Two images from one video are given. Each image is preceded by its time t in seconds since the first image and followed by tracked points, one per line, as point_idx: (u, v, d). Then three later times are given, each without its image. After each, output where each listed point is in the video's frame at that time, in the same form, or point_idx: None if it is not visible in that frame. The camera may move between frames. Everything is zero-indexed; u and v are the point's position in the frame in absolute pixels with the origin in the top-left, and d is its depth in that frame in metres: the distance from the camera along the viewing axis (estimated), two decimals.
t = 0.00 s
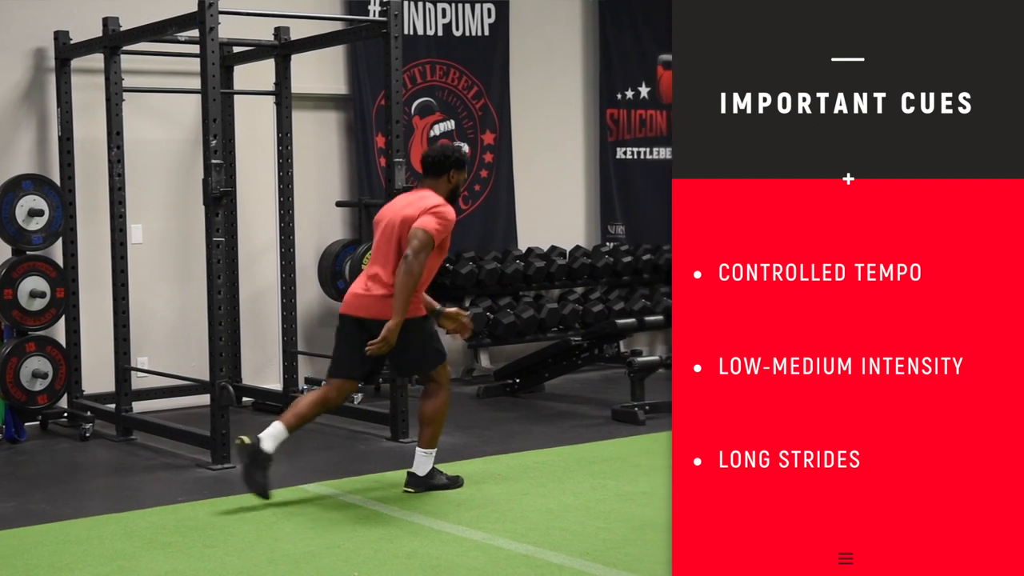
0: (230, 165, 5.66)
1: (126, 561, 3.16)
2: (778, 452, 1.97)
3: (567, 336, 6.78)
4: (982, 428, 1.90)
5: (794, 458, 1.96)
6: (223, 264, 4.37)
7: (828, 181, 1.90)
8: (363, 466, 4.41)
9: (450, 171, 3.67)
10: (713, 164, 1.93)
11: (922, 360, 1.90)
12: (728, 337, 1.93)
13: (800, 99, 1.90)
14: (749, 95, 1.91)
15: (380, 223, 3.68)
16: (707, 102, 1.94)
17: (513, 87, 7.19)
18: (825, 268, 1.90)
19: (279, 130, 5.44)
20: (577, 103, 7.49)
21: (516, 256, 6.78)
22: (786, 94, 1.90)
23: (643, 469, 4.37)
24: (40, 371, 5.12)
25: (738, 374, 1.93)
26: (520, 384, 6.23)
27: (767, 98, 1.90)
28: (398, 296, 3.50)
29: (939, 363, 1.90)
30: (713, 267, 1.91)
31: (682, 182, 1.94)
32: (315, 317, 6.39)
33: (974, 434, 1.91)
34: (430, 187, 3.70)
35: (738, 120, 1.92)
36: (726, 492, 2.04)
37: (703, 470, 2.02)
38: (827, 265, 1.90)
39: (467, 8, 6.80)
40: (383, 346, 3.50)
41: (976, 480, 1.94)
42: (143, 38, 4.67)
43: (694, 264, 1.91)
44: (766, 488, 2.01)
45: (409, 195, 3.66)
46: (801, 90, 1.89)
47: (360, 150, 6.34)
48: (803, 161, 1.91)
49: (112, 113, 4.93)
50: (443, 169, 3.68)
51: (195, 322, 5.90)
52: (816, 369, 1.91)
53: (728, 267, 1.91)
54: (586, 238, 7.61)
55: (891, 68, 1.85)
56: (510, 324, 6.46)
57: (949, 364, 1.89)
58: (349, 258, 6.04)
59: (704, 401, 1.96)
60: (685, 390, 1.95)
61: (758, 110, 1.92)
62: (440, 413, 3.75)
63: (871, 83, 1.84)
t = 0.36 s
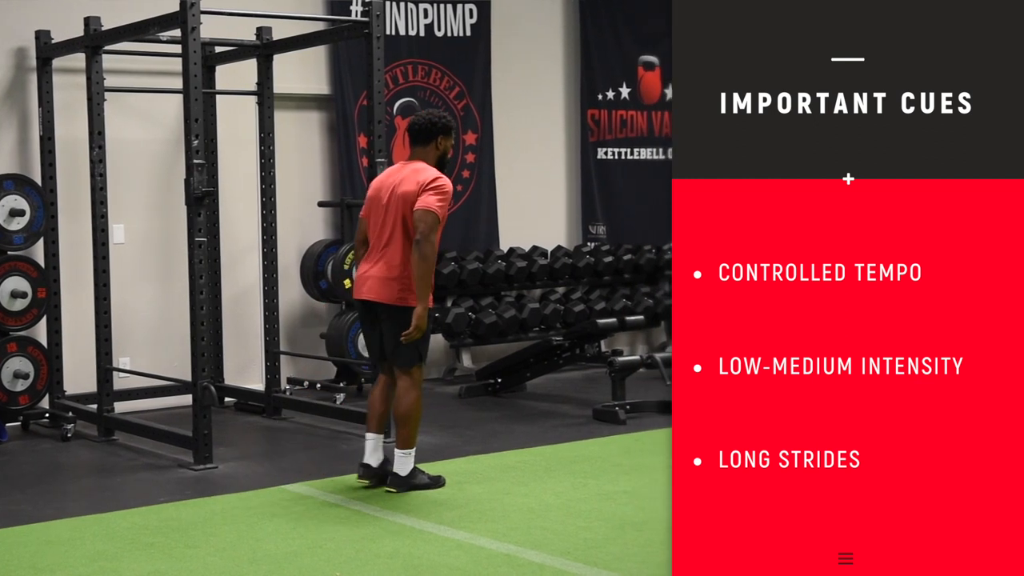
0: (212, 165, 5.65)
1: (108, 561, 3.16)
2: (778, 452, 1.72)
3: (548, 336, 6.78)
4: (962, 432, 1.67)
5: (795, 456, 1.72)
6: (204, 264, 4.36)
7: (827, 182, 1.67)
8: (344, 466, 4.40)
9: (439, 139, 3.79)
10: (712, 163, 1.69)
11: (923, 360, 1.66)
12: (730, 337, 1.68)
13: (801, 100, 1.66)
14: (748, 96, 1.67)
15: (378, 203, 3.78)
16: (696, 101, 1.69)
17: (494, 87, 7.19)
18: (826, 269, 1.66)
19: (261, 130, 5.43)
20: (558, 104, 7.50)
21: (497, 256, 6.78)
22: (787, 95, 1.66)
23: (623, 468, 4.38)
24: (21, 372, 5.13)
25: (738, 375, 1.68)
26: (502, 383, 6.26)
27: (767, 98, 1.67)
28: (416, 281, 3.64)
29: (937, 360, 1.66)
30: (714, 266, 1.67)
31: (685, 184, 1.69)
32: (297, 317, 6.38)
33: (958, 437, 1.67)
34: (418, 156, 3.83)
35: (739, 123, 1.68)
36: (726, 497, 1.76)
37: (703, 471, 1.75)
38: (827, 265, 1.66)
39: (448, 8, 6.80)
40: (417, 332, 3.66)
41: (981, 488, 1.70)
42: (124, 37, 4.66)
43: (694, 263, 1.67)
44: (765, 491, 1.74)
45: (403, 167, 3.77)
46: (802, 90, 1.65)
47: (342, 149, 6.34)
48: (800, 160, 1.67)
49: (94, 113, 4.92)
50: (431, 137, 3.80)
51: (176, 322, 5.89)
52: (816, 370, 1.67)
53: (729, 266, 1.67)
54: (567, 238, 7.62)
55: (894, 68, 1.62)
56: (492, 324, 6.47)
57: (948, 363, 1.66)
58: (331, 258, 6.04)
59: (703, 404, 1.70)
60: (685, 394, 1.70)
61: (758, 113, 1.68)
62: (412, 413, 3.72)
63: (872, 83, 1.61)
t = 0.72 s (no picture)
0: (194, 165, 5.64)
1: (90, 562, 3.16)
2: (778, 451, 1.42)
3: (530, 336, 6.78)
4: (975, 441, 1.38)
5: (795, 456, 1.43)
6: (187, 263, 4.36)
7: (825, 182, 1.38)
8: (326, 466, 4.40)
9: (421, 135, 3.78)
10: (711, 155, 1.39)
11: (925, 359, 1.37)
12: (730, 337, 1.38)
13: (801, 100, 1.36)
14: (748, 94, 1.38)
15: (365, 203, 3.79)
16: (692, 91, 1.38)
17: (477, 88, 7.19)
18: (825, 267, 1.37)
19: (243, 130, 5.43)
20: (539, 104, 7.51)
21: (480, 256, 6.78)
22: (786, 94, 1.36)
23: (604, 467, 4.38)
24: (3, 373, 5.18)
25: (738, 377, 1.38)
26: (485, 382, 6.24)
27: (767, 97, 1.37)
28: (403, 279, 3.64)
29: (941, 358, 1.36)
30: (714, 264, 1.37)
31: (682, 179, 1.39)
32: (279, 316, 6.37)
33: (969, 452, 1.39)
34: (402, 152, 3.82)
35: (738, 124, 1.38)
36: (726, 500, 1.44)
37: (703, 472, 1.44)
38: (827, 264, 1.37)
39: (430, 8, 6.79)
40: (403, 329, 3.67)
41: (984, 504, 1.41)
42: (106, 37, 4.65)
43: (693, 261, 1.37)
44: (763, 498, 1.44)
45: (388, 166, 3.78)
46: (802, 89, 1.36)
47: (325, 149, 6.33)
48: (798, 157, 1.38)
49: (76, 113, 4.90)
50: (414, 133, 3.80)
51: (159, 322, 5.88)
52: (817, 370, 1.38)
53: (728, 266, 1.37)
54: (549, 238, 7.63)
55: (897, 65, 1.34)
56: (474, 324, 6.48)
57: (951, 364, 1.36)
58: (313, 258, 6.04)
59: (703, 408, 1.40)
60: (684, 402, 1.40)
61: (758, 113, 1.38)
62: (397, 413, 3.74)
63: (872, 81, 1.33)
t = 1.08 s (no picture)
0: (179, 165, 5.64)
1: (74, 562, 3.15)
2: (779, 448, 1.11)
3: (514, 336, 6.77)
4: (984, 439, 1.09)
5: (795, 455, 1.12)
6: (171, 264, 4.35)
7: (823, 182, 1.10)
8: (312, 466, 4.40)
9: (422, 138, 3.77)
10: (718, 159, 1.11)
11: (924, 357, 1.08)
12: (729, 333, 1.10)
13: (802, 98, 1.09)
14: (747, 91, 1.10)
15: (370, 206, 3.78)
16: (697, 101, 1.10)
17: (461, 88, 7.19)
18: (825, 265, 1.10)
19: (227, 130, 5.41)
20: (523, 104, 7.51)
21: (463, 256, 6.78)
22: (786, 90, 1.09)
23: (588, 467, 4.39)
24: None
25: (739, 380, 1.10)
26: (469, 383, 6.24)
27: (766, 94, 1.10)
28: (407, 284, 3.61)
29: (942, 361, 1.08)
30: (715, 263, 1.10)
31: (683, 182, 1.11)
32: (263, 316, 6.36)
33: (972, 452, 1.09)
34: (404, 156, 3.81)
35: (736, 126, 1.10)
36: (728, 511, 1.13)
37: (703, 477, 1.13)
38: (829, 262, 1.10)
39: (414, 9, 6.78)
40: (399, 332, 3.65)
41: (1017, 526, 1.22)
42: (90, 36, 4.63)
43: (691, 259, 1.09)
44: (764, 504, 1.12)
45: (391, 169, 3.76)
46: (803, 86, 1.09)
47: (309, 149, 6.31)
48: (798, 155, 1.10)
49: (58, 112, 4.88)
50: (415, 136, 3.79)
51: (144, 321, 5.87)
52: (817, 370, 1.09)
53: (728, 265, 1.10)
54: (532, 237, 7.63)
55: (899, 65, 1.07)
56: (458, 324, 6.47)
57: (952, 363, 1.08)
58: (298, 258, 6.02)
59: (704, 504, 1.13)
60: (683, 491, 1.13)
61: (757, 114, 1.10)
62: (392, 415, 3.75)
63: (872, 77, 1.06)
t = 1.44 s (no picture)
0: (162, 165, 5.63)
1: (56, 563, 3.14)
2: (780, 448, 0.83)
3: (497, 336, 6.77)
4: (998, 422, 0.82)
5: (796, 456, 0.84)
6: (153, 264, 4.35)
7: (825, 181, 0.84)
8: (295, 466, 4.40)
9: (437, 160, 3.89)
10: (712, 158, 0.84)
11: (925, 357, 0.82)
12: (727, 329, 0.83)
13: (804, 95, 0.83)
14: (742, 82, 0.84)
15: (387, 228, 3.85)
16: (681, 103, 0.84)
17: (444, 89, 7.19)
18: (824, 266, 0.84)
19: (210, 131, 5.40)
20: (506, 105, 7.52)
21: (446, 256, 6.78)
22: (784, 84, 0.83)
23: (571, 466, 4.40)
24: None
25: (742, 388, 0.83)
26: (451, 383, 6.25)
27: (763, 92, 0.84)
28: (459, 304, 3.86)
29: (941, 360, 0.82)
30: (718, 354, 0.83)
31: (681, 183, 0.84)
32: (246, 316, 6.36)
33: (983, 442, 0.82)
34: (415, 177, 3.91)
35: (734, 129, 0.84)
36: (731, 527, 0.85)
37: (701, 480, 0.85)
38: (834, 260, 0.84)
39: (397, 9, 6.77)
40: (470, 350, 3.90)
41: None
42: (72, 36, 4.62)
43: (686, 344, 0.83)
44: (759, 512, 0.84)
45: (407, 190, 3.85)
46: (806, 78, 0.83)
47: (292, 148, 6.30)
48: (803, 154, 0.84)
49: (41, 112, 4.86)
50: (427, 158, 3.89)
51: (127, 322, 5.87)
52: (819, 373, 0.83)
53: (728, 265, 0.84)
54: (515, 237, 7.63)
55: (905, 59, 0.83)
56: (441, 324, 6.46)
57: (952, 363, 0.82)
58: (281, 258, 6.02)
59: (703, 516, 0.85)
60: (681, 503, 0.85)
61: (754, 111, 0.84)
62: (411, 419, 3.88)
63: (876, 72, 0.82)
